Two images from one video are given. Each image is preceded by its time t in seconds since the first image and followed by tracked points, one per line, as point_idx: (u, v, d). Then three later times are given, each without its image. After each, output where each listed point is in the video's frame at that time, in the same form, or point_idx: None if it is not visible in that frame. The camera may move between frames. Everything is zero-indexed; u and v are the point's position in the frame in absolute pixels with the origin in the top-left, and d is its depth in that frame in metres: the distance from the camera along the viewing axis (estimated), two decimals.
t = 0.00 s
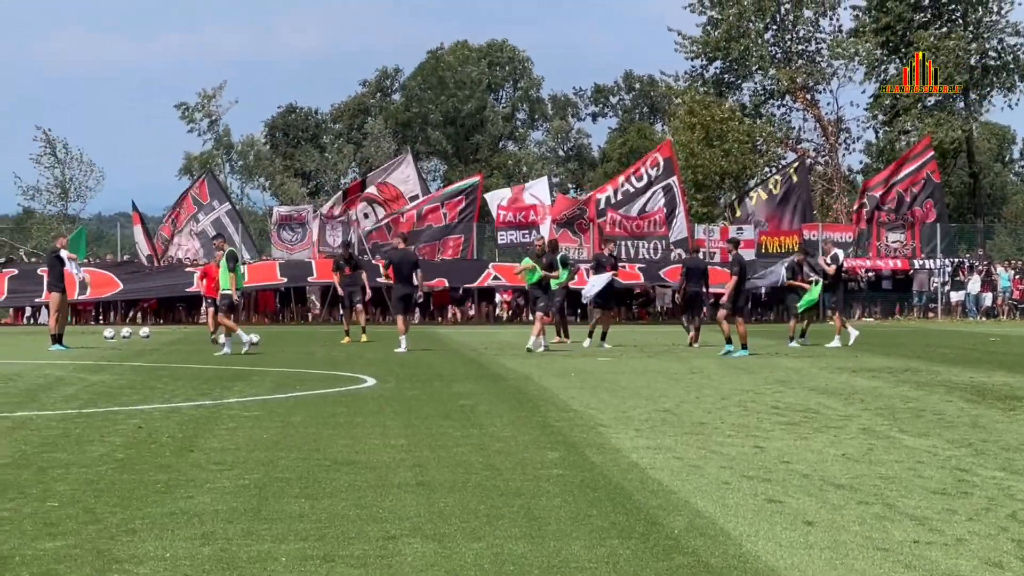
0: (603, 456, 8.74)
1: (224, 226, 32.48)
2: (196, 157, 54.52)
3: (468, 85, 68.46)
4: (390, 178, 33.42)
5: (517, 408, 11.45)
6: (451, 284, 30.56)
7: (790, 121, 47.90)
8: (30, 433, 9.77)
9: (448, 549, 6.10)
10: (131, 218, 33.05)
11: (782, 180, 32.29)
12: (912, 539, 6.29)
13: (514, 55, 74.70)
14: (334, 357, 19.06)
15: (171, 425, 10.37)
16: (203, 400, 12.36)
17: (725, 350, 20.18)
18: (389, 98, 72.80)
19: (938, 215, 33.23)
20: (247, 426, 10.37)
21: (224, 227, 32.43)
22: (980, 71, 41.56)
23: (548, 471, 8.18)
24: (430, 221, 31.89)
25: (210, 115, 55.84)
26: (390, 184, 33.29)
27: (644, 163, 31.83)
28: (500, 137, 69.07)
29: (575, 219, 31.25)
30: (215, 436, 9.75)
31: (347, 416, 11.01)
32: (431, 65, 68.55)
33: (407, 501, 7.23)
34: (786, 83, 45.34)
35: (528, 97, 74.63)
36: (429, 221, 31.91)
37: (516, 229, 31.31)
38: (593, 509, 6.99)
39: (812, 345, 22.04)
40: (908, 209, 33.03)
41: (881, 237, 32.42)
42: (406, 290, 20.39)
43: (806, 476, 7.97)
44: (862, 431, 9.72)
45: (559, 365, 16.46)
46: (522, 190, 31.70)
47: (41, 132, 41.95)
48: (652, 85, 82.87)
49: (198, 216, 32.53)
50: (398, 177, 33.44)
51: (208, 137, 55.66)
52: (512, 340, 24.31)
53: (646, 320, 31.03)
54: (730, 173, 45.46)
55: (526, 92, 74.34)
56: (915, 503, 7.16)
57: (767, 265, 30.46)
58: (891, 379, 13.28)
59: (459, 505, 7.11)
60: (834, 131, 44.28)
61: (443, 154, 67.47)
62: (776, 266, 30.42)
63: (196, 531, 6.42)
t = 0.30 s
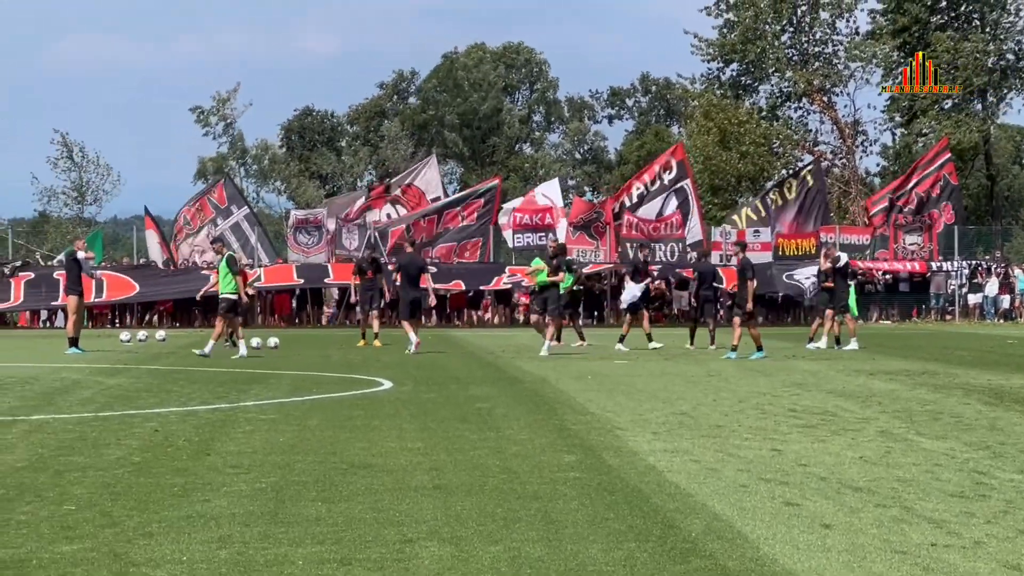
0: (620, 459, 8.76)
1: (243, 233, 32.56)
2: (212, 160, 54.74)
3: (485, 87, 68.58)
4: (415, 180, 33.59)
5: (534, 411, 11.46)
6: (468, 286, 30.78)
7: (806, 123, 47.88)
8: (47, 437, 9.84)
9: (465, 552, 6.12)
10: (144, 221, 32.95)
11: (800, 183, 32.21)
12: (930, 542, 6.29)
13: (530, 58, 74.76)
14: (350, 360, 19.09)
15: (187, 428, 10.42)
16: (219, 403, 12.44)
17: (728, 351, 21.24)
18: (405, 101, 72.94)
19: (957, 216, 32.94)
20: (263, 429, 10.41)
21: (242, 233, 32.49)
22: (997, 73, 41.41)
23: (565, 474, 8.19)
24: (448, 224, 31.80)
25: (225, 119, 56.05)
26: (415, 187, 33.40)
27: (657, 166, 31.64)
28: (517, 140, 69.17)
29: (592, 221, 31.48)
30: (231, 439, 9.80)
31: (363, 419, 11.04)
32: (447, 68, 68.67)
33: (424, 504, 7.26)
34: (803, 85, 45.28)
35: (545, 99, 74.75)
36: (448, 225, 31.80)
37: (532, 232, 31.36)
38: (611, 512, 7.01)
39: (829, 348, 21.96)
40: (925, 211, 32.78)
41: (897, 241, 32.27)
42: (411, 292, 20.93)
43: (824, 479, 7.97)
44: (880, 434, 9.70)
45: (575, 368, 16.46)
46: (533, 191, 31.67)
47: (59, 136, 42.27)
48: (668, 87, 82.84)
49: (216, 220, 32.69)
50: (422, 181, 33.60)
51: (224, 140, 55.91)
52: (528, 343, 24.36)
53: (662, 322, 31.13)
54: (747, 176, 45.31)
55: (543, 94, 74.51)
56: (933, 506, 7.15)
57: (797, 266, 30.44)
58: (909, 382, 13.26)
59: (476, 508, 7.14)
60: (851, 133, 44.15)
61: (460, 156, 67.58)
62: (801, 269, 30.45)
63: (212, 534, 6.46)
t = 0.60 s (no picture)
0: (636, 460, 8.78)
1: (259, 233, 32.76)
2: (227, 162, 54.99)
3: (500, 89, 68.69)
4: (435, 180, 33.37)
5: (549, 412, 11.50)
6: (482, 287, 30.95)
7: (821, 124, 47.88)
8: (63, 439, 9.92)
9: (480, 553, 6.16)
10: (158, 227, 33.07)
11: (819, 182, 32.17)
12: (945, 543, 6.30)
13: (545, 60, 74.83)
14: (366, 362, 19.16)
15: (203, 431, 10.49)
16: (234, 405, 12.51)
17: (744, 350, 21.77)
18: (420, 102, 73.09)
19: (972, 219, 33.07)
20: (279, 431, 10.47)
21: (258, 234, 32.71)
22: (1014, 73, 41.26)
23: (580, 475, 8.24)
24: (465, 225, 31.85)
25: (239, 120, 56.29)
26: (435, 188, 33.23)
27: (672, 167, 31.85)
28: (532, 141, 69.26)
29: (607, 222, 31.09)
30: (248, 441, 9.86)
31: (379, 421, 11.08)
32: (460, 69, 68.84)
33: (439, 506, 7.30)
34: (818, 86, 45.29)
35: (560, 100, 74.85)
36: (464, 224, 31.88)
37: (545, 233, 31.24)
38: (626, 513, 7.05)
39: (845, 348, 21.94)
40: (941, 212, 32.65)
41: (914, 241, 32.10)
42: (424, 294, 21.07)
43: (839, 480, 7.98)
44: (895, 435, 9.70)
45: (591, 369, 16.48)
46: (548, 190, 31.44)
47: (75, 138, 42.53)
48: (683, 88, 82.85)
49: (231, 224, 32.70)
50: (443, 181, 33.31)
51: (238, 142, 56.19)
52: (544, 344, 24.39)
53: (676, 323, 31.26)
54: (763, 177, 45.21)
55: (558, 96, 74.62)
56: (948, 507, 7.16)
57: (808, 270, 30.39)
58: (924, 383, 13.26)
59: (491, 510, 7.17)
60: (866, 134, 44.11)
61: (475, 158, 67.71)
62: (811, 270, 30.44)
63: (228, 536, 6.52)
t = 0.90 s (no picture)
0: (649, 459, 8.80)
1: (274, 233, 32.92)
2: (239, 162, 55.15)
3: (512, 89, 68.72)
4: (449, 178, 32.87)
5: (562, 412, 11.53)
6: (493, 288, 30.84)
7: (834, 123, 47.80)
8: (77, 439, 9.99)
9: (494, 553, 6.19)
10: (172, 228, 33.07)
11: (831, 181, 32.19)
12: (958, 541, 6.31)
13: (558, 59, 74.96)
14: (379, 362, 19.22)
15: (216, 431, 10.56)
16: (248, 405, 12.57)
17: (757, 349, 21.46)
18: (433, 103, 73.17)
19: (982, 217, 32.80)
20: (292, 431, 10.52)
21: (274, 234, 32.87)
22: None
23: (593, 475, 8.26)
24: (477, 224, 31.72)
25: (251, 121, 56.46)
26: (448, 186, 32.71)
27: (688, 165, 31.62)
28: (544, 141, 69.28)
29: (620, 222, 31.35)
30: (261, 441, 9.91)
31: (392, 421, 11.12)
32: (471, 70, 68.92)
33: (452, 506, 7.33)
34: (830, 85, 45.22)
35: (572, 100, 74.86)
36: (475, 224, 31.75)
37: (558, 232, 31.17)
38: (639, 512, 7.07)
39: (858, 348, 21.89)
40: (955, 211, 32.52)
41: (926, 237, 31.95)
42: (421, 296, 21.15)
43: (853, 479, 7.99)
44: (908, 434, 9.71)
45: (604, 369, 16.49)
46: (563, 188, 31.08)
47: (88, 137, 42.78)
48: (696, 87, 82.77)
49: (247, 224, 32.83)
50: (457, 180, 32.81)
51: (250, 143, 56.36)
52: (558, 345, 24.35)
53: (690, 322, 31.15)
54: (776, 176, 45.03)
55: (570, 95, 74.61)
56: (962, 506, 7.17)
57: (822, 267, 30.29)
58: (938, 382, 13.23)
59: (505, 510, 7.20)
60: (878, 133, 43.99)
61: (487, 158, 67.74)
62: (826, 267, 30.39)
63: (242, 536, 6.57)
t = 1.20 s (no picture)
0: (662, 460, 8.82)
1: (292, 232, 33.04)
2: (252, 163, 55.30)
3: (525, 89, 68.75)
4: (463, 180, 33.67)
5: (576, 412, 11.54)
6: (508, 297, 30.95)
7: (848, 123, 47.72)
8: (90, 441, 10.05)
9: (507, 554, 6.22)
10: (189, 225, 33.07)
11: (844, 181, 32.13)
12: (971, 541, 6.31)
13: (573, 60, 75.04)
14: (393, 362, 19.27)
15: (230, 432, 10.61)
16: (261, 406, 12.62)
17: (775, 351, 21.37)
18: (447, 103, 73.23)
19: (995, 214, 32.46)
20: (306, 432, 10.56)
21: (292, 234, 32.99)
22: None
23: (607, 475, 8.29)
24: (488, 225, 31.74)
25: (262, 122, 56.60)
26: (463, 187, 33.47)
27: (702, 164, 31.41)
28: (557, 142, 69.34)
29: (633, 221, 31.83)
30: (274, 442, 9.97)
31: (406, 422, 11.16)
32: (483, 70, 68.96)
33: (466, 507, 7.35)
34: (843, 86, 45.14)
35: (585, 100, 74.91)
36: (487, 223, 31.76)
37: (572, 233, 31.27)
38: (653, 513, 7.09)
39: (872, 348, 21.86)
40: (966, 211, 32.38)
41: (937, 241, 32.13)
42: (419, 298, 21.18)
43: (866, 479, 7.99)
44: (922, 433, 9.71)
45: (618, 369, 16.50)
46: (576, 188, 31.34)
47: (102, 138, 42.95)
48: (709, 86, 82.71)
49: (266, 223, 32.92)
50: (471, 181, 33.65)
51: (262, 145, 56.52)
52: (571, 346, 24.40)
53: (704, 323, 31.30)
54: (791, 177, 44.87)
55: (583, 96, 74.64)
56: (976, 505, 7.17)
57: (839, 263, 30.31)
58: (952, 381, 13.22)
59: (518, 511, 7.22)
60: (892, 132, 43.90)
61: (501, 159, 67.81)
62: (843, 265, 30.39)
63: (255, 537, 6.61)
